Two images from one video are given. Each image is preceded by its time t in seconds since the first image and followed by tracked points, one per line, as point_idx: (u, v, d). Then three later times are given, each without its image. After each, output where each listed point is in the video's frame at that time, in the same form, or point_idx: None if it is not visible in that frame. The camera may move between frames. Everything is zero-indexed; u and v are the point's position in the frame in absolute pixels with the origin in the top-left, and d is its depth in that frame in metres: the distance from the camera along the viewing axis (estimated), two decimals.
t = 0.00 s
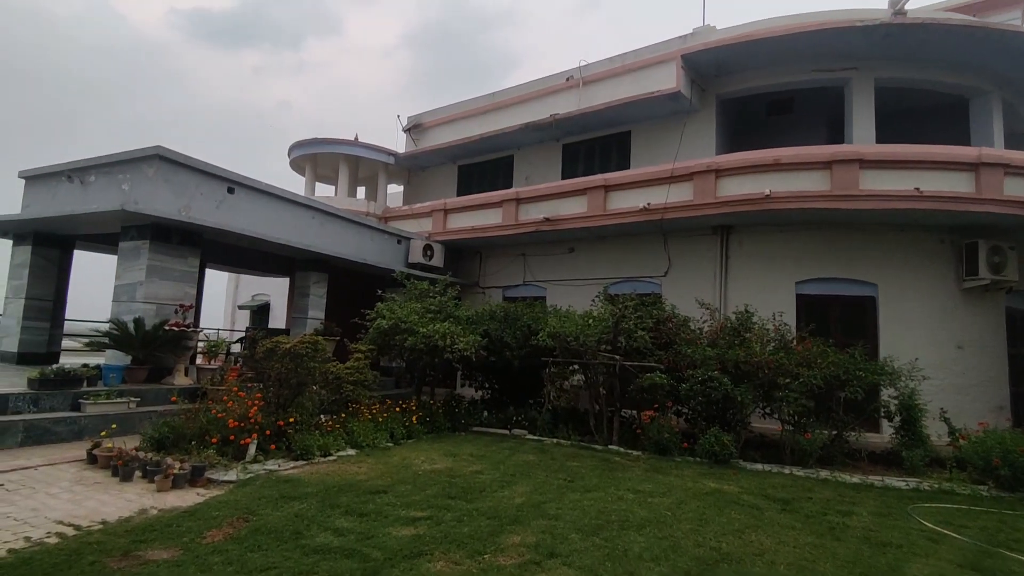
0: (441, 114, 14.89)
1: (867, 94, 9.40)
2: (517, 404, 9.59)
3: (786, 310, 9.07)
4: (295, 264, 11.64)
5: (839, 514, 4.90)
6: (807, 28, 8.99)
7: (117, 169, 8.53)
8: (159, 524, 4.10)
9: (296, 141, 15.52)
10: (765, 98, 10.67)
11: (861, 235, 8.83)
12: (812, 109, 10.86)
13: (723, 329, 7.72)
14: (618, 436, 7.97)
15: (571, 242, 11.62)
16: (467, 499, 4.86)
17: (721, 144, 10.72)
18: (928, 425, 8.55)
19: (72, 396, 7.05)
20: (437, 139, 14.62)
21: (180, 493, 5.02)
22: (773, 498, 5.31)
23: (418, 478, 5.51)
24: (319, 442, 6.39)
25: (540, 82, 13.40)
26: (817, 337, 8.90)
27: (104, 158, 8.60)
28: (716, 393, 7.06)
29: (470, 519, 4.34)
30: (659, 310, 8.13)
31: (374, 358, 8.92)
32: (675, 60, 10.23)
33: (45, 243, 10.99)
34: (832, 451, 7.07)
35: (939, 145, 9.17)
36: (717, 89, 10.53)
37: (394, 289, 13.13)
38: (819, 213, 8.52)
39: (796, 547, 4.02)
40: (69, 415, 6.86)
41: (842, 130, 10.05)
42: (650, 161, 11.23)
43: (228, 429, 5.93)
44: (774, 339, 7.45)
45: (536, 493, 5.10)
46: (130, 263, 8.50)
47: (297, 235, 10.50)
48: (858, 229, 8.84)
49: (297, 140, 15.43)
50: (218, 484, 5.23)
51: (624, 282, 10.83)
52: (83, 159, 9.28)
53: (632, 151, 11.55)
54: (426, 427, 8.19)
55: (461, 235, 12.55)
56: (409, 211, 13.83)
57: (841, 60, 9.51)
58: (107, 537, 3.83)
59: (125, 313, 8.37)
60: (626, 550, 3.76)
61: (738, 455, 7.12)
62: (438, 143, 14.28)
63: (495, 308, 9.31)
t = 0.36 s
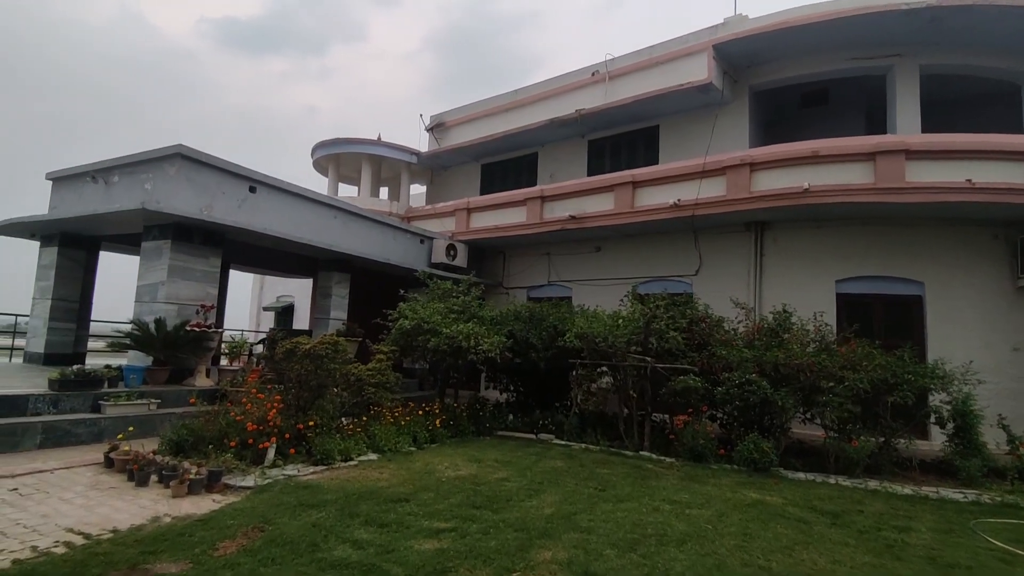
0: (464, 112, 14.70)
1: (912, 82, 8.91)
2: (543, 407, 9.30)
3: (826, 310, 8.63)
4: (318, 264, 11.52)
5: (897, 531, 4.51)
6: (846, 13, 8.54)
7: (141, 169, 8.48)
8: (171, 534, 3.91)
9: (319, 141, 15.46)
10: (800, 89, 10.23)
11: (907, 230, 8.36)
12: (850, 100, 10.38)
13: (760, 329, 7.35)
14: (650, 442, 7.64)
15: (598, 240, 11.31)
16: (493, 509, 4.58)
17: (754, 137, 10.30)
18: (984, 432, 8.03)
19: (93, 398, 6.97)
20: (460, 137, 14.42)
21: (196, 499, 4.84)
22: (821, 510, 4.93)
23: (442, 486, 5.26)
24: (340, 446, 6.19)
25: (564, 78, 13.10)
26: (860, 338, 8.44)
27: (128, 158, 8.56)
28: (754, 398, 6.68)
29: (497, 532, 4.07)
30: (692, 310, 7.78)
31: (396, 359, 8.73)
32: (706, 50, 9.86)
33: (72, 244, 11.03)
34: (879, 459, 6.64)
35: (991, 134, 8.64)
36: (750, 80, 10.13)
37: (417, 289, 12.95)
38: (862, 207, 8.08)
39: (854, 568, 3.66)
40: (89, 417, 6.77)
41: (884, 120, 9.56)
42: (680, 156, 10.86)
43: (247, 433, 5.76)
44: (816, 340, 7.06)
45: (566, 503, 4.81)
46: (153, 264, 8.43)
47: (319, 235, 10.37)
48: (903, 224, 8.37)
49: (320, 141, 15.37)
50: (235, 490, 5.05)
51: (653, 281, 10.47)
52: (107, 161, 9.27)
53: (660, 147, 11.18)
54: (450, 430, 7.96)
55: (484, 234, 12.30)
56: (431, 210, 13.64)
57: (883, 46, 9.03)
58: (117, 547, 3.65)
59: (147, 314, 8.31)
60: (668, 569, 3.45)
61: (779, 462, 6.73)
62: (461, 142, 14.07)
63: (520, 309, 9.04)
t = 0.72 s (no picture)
0: (491, 111, 14.48)
1: (968, 66, 8.35)
2: (574, 412, 8.98)
3: (875, 310, 8.13)
4: (345, 266, 11.41)
5: (971, 553, 4.08)
6: None
7: (169, 171, 8.46)
8: (187, 548, 3.74)
9: (347, 143, 15.41)
10: (844, 77, 9.72)
11: (965, 224, 7.80)
12: (898, 88, 9.83)
13: (806, 330, 6.92)
14: (688, 449, 7.26)
15: (630, 239, 10.95)
16: (524, 523, 4.30)
17: (795, 129, 9.82)
18: None
19: (120, 401, 6.92)
20: (487, 136, 14.20)
21: (217, 508, 4.68)
22: (882, 529, 4.52)
23: (470, 496, 4.99)
24: (365, 453, 5.98)
25: (594, 73, 12.78)
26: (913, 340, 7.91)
27: (157, 161, 8.55)
28: (802, 405, 6.26)
29: (529, 549, 3.78)
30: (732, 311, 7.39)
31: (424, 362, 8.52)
32: (744, 39, 9.43)
33: (104, 248, 11.12)
34: (940, 471, 6.15)
35: None
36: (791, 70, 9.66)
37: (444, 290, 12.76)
38: (915, 200, 7.57)
39: None
40: (115, 420, 6.71)
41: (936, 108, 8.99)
42: (716, 150, 10.43)
43: (270, 439, 5.60)
44: (868, 342, 6.59)
45: (602, 517, 4.50)
46: (180, 266, 8.39)
47: (346, 236, 10.24)
48: (960, 218, 7.82)
49: (347, 143, 15.32)
50: (256, 499, 4.87)
51: (688, 281, 10.06)
52: (137, 164, 9.29)
53: (695, 141, 10.77)
54: (478, 435, 7.71)
55: (512, 234, 12.03)
56: (459, 210, 13.44)
57: (937, 29, 8.48)
58: (130, 561, 3.48)
59: (175, 316, 8.27)
60: None
61: (828, 473, 6.30)
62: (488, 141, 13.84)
63: (550, 310, 8.75)
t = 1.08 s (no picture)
0: (520, 108, 14.22)
1: None
2: (607, 416, 8.64)
3: (931, 310, 7.59)
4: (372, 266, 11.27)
5: None
6: None
7: (197, 171, 8.42)
8: (201, 560, 3.54)
9: (374, 143, 15.33)
10: (893, 63, 9.17)
11: None
12: (952, 74, 9.24)
13: (857, 332, 6.46)
14: (729, 458, 6.85)
15: (664, 237, 10.55)
16: (557, 539, 4.00)
17: (840, 118, 9.31)
18: None
19: (146, 403, 6.85)
20: (516, 134, 13.94)
21: (236, 515, 4.50)
22: (954, 552, 4.09)
23: (499, 507, 4.72)
24: (389, 459, 5.77)
25: (626, 66, 12.41)
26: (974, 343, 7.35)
27: (185, 161, 8.52)
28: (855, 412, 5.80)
29: (563, 569, 3.48)
30: (776, 311, 6.97)
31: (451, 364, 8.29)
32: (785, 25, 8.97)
33: (136, 249, 11.19)
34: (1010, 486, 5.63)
35: None
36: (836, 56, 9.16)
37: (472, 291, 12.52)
38: (976, 191, 7.03)
39: None
40: (141, 422, 6.64)
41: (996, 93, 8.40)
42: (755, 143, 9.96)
43: (292, 443, 5.42)
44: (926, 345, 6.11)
45: (640, 532, 4.17)
46: (207, 267, 8.33)
47: (373, 236, 10.09)
48: None
49: (375, 143, 15.24)
50: (276, 507, 4.69)
51: (726, 280, 9.62)
52: (166, 165, 9.29)
53: (732, 134, 10.32)
54: (507, 441, 7.43)
55: (541, 233, 11.73)
56: (487, 210, 13.19)
57: (997, 7, 7.90)
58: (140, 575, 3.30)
59: (202, 317, 8.20)
60: None
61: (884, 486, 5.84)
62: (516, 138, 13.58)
63: (581, 310, 8.43)
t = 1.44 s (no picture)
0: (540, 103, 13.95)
1: None
2: (632, 418, 8.35)
3: (978, 307, 7.16)
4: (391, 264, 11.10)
5: None
6: None
7: (214, 169, 8.32)
8: (210, 570, 3.36)
9: (393, 141, 15.20)
10: (933, 47, 8.74)
11: None
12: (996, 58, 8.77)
13: (900, 331, 6.10)
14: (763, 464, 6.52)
15: (690, 233, 10.21)
16: (585, 550, 3.75)
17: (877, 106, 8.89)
18: None
19: (162, 402, 6.74)
20: (536, 129, 13.67)
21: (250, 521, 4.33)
22: (1021, 570, 3.74)
23: (522, 514, 4.48)
24: (408, 462, 5.57)
25: (649, 58, 12.07)
26: None
27: (203, 159, 8.43)
28: (900, 416, 5.45)
29: None
30: (811, 309, 6.62)
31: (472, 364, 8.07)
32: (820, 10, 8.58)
33: (157, 248, 11.18)
34: None
35: None
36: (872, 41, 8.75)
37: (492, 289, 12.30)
38: None
39: None
40: (157, 422, 6.53)
41: None
42: (786, 134, 9.57)
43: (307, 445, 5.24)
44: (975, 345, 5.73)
45: (674, 544, 3.90)
46: (225, 265, 8.22)
47: (391, 233, 9.92)
48: None
49: (394, 141, 15.11)
50: (290, 512, 4.51)
51: (756, 277, 9.26)
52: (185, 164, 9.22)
53: (762, 125, 9.94)
54: (529, 443, 7.19)
55: (563, 230, 11.46)
56: (507, 207, 12.95)
57: None
58: None
59: (220, 316, 8.09)
60: None
61: (932, 495, 5.47)
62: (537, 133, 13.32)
63: (605, 309, 8.16)
